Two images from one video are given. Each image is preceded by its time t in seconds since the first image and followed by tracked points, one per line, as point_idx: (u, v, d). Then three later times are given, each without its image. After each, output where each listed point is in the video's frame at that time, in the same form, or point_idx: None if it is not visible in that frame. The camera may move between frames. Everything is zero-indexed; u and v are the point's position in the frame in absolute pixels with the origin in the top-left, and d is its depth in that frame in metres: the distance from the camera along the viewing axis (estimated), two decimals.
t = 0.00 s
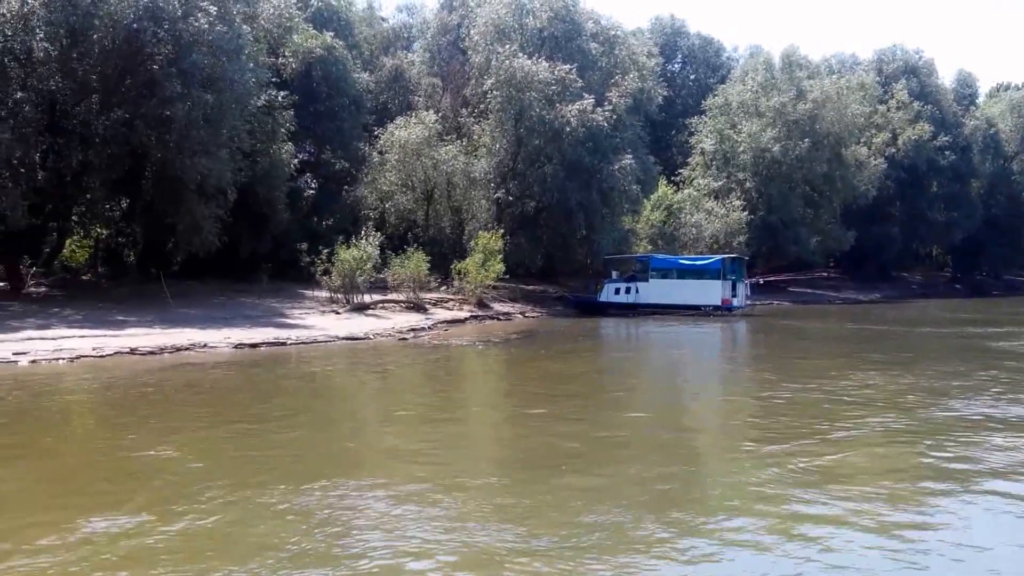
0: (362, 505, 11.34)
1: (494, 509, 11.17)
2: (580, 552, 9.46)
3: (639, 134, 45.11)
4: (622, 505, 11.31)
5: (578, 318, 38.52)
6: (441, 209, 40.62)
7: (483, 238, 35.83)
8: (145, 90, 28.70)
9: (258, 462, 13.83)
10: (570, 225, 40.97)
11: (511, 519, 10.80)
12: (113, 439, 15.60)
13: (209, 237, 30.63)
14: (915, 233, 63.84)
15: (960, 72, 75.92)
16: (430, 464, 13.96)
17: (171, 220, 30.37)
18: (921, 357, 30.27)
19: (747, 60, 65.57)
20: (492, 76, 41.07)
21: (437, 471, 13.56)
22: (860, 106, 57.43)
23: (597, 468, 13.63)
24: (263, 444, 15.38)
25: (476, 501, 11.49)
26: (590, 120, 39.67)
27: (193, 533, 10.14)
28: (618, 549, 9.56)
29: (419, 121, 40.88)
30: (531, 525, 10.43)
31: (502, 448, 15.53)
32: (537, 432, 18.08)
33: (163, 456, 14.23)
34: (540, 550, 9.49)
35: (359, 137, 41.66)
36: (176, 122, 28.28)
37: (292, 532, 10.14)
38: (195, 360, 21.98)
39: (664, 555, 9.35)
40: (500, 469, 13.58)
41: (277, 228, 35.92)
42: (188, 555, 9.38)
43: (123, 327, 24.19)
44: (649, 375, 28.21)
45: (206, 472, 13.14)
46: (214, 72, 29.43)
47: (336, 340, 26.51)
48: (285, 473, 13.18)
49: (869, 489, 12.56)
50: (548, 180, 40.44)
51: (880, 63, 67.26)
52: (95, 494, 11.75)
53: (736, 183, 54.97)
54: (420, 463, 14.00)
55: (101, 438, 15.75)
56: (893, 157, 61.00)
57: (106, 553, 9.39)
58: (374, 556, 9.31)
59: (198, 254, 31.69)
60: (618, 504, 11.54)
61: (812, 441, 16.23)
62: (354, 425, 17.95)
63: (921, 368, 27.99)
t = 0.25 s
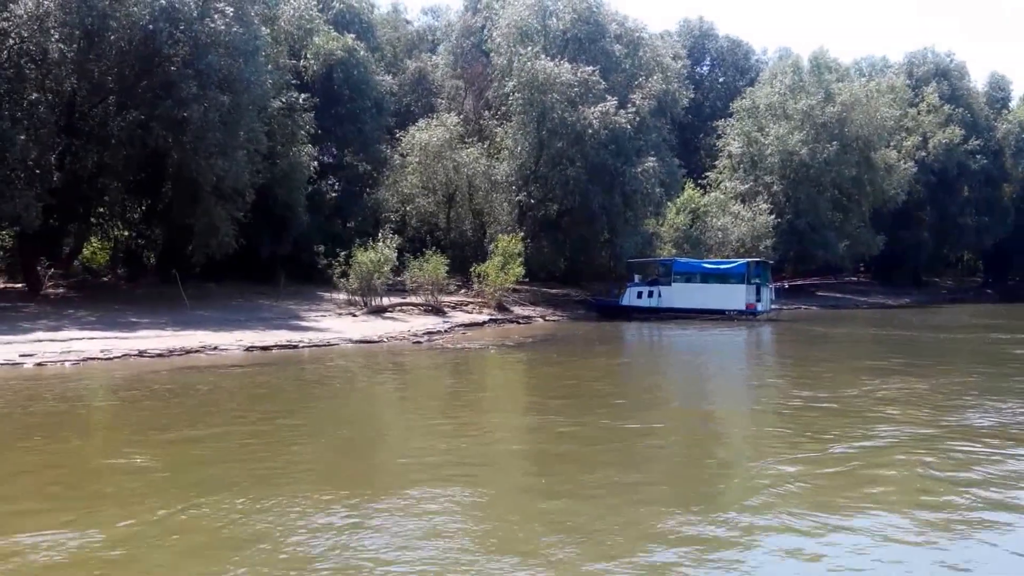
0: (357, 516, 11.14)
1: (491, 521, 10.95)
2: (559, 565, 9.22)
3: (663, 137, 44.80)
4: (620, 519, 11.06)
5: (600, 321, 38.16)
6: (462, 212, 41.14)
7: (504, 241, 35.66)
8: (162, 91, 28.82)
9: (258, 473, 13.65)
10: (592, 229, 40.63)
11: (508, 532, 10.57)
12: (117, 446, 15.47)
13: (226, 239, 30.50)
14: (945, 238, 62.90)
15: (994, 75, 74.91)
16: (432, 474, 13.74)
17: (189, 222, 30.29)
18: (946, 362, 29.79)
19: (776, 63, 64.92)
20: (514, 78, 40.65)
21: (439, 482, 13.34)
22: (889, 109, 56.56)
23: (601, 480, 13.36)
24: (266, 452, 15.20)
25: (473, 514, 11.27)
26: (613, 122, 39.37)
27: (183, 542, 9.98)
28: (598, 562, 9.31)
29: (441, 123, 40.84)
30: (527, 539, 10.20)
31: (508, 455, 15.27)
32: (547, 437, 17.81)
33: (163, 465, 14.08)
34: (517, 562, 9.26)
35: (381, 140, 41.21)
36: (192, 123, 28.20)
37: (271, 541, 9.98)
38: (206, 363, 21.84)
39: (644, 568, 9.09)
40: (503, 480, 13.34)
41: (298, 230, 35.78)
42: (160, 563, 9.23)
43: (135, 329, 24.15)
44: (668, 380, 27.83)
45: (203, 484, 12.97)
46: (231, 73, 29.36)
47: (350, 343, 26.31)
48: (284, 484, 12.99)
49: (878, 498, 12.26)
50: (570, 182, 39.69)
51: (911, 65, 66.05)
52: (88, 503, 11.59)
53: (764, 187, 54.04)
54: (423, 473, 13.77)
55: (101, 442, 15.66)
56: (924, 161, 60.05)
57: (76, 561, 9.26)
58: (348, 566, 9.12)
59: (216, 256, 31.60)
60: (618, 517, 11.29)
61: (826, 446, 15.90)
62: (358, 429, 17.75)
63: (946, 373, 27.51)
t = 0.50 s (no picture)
0: (333, 534, 10.91)
1: (470, 541, 10.70)
2: None
3: (676, 139, 43.94)
4: (603, 537, 10.80)
5: (608, 325, 37.82)
6: (470, 214, 40.78)
7: (511, 243, 35.33)
8: (165, 93, 28.80)
9: (242, 483, 13.43)
10: (602, 232, 40.17)
11: (485, 552, 10.32)
12: (104, 453, 15.29)
13: (230, 240, 30.41)
14: (964, 243, 62.18)
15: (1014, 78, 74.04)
16: (420, 484, 13.49)
17: (193, 224, 30.21)
18: (957, 368, 29.36)
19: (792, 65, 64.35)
20: (523, 79, 40.15)
21: (424, 493, 13.09)
22: (907, 112, 55.80)
23: (591, 491, 13.09)
24: (254, 460, 14.98)
25: (453, 532, 11.01)
26: (622, 124, 38.96)
27: (153, 565, 9.76)
28: None
29: (450, 125, 40.48)
30: (502, 561, 9.95)
31: (499, 463, 15.02)
32: (543, 444, 17.54)
33: (147, 475, 13.88)
34: None
35: (389, 142, 40.91)
36: (195, 125, 28.10)
37: (231, 562, 9.85)
38: (204, 367, 21.66)
39: None
40: (490, 491, 13.09)
41: (305, 232, 35.65)
42: None
43: (133, 331, 24.08)
44: (674, 386, 27.48)
45: (185, 495, 12.77)
46: (235, 74, 29.23)
47: (350, 346, 26.11)
48: (266, 495, 12.77)
49: (872, 511, 11.95)
50: (579, 185, 39.32)
51: (928, 67, 65.16)
52: (57, 517, 11.52)
53: (778, 190, 53.48)
54: (409, 484, 13.52)
55: (85, 448, 15.60)
56: (941, 164, 59.32)
57: None
58: None
59: (220, 257, 31.50)
60: (601, 535, 11.02)
61: (825, 454, 15.58)
62: (348, 433, 17.59)
63: (957, 380, 27.09)
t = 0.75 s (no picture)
0: (291, 542, 10.72)
1: (424, 550, 10.52)
2: None
3: (675, 142, 43.39)
4: (565, 548, 10.58)
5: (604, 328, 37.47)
6: (466, 216, 40.50)
7: (505, 246, 34.87)
8: (155, 94, 28.81)
9: (208, 488, 13.24)
10: (599, 234, 39.67)
11: (443, 563, 10.13)
12: (74, 457, 15.11)
13: (220, 241, 30.37)
14: (968, 248, 61.74)
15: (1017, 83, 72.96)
16: (389, 490, 13.28)
17: (183, 225, 30.16)
18: (952, 374, 29.05)
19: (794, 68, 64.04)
20: (519, 81, 39.82)
21: (392, 499, 12.88)
22: (909, 115, 55.31)
23: (561, 499, 12.87)
24: (226, 465, 14.79)
25: (414, 542, 10.81)
26: (619, 127, 38.32)
27: (96, 570, 9.74)
28: None
29: (445, 127, 40.32)
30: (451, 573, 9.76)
31: (472, 470, 14.81)
32: (522, 449, 17.32)
33: (114, 479, 13.71)
34: None
35: (384, 144, 40.67)
36: (183, 125, 28.07)
37: (175, 567, 9.82)
38: (184, 369, 21.65)
39: None
40: (459, 498, 12.87)
41: (298, 233, 35.51)
42: None
43: (116, 332, 24.07)
44: (663, 391, 27.24)
45: (147, 500, 12.58)
46: (225, 75, 29.17)
47: (335, 348, 25.99)
48: (231, 501, 12.58)
49: (844, 523, 11.72)
50: (576, 187, 39.01)
51: (931, 71, 64.41)
52: (13, 520, 11.52)
53: (778, 194, 53.18)
54: (378, 491, 13.31)
55: (55, 449, 15.61)
56: (944, 167, 58.88)
57: None
58: None
59: (210, 259, 31.45)
60: (564, 546, 10.81)
61: (806, 462, 15.33)
62: (323, 435, 17.52)
63: (951, 386, 26.78)
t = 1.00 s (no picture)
0: (250, 554, 10.22)
1: (374, 561, 10.06)
2: None
3: (659, 144, 42.82)
4: (530, 561, 10.07)
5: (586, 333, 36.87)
6: (448, 218, 39.89)
7: (485, 247, 34.21)
8: (128, 91, 28.28)
9: (169, 497, 12.72)
10: (580, 237, 39.08)
11: None
12: (35, 464, 14.59)
13: (193, 242, 29.88)
14: (953, 253, 61.37)
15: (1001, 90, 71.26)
16: (359, 499, 12.77)
17: (155, 225, 29.63)
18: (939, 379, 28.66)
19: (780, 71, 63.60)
20: (500, 81, 39.24)
21: (357, 509, 12.37)
22: (894, 119, 54.88)
23: (536, 510, 12.35)
24: (184, 471, 14.29)
25: (378, 556, 10.29)
26: (602, 129, 37.80)
27: None
28: None
29: (427, 128, 39.78)
30: None
31: (443, 478, 14.29)
32: (498, 455, 16.80)
33: (65, 485, 13.26)
34: None
35: (365, 144, 40.06)
36: (156, 123, 27.56)
37: None
38: (149, 373, 21.21)
39: None
40: (430, 508, 12.37)
41: (275, 233, 34.98)
42: None
43: (82, 335, 23.63)
44: (642, 396, 26.77)
45: (103, 509, 12.05)
46: (199, 71, 28.66)
47: (307, 352, 25.48)
48: (185, 510, 12.08)
49: (830, 536, 11.23)
50: (558, 190, 38.36)
51: (917, 74, 64.07)
52: None
53: (762, 198, 52.75)
54: (344, 500, 12.79)
55: (9, 453, 15.16)
56: (929, 172, 58.50)
57: None
58: None
59: (183, 260, 30.93)
60: (537, 557, 10.34)
61: (791, 472, 14.86)
62: (287, 440, 17.06)
63: (937, 393, 26.37)
